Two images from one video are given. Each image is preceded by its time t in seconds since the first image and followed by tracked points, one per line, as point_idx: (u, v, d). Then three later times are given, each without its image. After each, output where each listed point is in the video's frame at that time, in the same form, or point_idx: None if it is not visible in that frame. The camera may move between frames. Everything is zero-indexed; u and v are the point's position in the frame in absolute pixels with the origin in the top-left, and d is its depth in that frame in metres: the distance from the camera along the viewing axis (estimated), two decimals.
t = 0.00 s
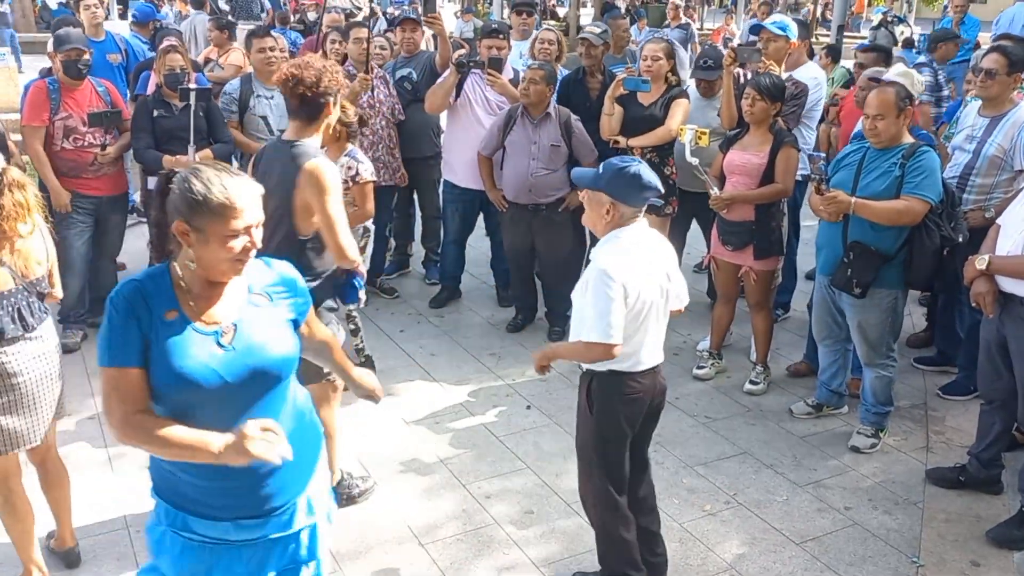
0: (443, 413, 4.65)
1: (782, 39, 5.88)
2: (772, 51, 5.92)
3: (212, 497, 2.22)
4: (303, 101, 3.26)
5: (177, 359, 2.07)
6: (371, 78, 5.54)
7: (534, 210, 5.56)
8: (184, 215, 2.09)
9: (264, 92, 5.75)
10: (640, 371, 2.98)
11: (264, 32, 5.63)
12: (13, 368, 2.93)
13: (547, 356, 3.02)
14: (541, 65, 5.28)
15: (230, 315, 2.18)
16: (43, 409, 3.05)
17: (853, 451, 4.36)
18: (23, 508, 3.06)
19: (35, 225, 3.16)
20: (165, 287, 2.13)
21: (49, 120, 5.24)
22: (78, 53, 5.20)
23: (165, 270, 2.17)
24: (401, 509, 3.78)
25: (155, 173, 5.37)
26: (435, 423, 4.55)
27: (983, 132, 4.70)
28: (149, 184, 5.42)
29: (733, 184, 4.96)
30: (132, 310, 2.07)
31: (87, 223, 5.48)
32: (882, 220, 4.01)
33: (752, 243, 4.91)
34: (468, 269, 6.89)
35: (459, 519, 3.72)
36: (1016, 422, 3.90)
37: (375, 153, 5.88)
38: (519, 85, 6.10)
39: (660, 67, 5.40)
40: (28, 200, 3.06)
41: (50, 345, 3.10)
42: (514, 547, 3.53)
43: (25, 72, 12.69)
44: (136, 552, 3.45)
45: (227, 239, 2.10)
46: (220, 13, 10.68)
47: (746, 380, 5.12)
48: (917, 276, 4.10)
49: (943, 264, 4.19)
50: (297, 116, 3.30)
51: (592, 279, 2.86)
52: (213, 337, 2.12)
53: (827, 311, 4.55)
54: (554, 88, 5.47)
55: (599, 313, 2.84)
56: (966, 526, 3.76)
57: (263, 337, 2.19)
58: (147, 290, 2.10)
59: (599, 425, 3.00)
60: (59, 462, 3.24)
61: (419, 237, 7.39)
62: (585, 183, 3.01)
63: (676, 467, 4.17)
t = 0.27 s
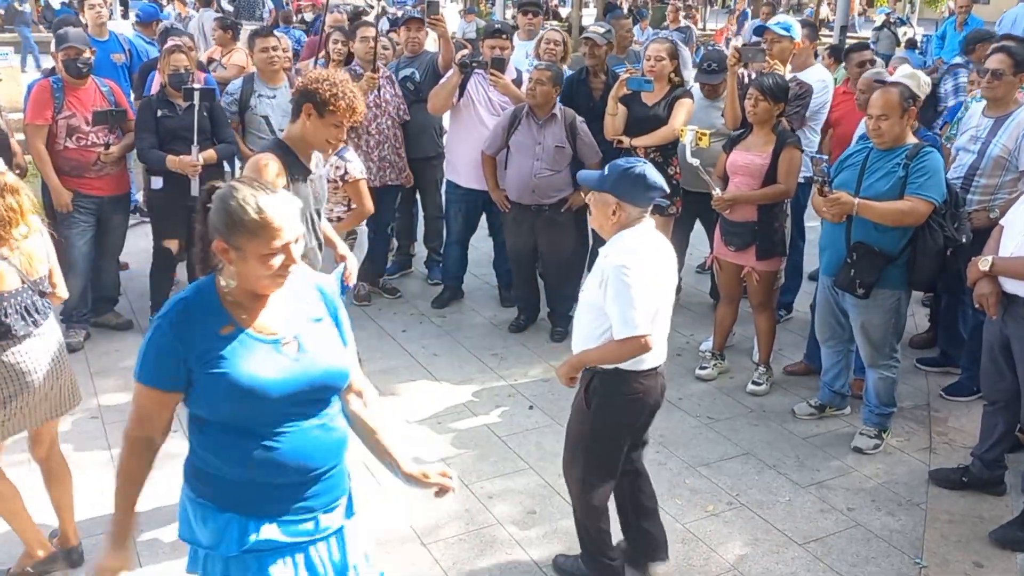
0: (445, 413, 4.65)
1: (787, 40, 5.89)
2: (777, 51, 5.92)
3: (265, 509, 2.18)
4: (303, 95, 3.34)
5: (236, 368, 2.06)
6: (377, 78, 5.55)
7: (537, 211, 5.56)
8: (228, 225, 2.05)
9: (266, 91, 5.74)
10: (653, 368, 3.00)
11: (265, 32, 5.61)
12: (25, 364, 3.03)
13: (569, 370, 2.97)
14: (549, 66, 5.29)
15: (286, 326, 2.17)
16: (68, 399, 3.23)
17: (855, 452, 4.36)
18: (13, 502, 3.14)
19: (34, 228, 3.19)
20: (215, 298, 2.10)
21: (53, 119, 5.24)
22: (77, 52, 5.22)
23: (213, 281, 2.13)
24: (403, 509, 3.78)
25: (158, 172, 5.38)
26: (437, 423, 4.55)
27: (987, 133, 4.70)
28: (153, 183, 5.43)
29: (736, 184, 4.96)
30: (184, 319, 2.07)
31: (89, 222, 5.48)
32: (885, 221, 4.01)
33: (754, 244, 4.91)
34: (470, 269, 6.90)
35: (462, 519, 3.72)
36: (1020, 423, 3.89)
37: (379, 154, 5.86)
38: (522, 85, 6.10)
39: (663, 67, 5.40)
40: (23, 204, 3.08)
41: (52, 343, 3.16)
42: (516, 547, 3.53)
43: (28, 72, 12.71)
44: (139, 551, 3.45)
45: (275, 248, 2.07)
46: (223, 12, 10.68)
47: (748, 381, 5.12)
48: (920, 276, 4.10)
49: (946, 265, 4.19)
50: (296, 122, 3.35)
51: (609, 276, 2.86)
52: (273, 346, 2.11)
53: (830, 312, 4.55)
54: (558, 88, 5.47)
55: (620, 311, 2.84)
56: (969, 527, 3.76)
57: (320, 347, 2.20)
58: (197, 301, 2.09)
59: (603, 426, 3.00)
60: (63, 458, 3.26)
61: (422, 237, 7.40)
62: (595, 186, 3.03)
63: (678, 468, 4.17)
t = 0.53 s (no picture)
0: (447, 415, 4.66)
1: (792, 44, 5.91)
2: (781, 55, 5.93)
3: (313, 487, 2.23)
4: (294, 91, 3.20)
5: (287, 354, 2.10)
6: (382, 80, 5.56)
7: (541, 212, 5.58)
8: (274, 219, 2.07)
9: (269, 92, 5.76)
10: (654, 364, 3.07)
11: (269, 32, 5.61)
12: None
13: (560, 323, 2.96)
14: (552, 68, 5.30)
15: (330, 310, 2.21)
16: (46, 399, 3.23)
17: (857, 455, 4.36)
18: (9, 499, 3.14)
19: (20, 221, 3.15)
20: (262, 287, 2.12)
21: (58, 119, 5.26)
22: (81, 51, 5.23)
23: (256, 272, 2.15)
24: (406, 509, 3.79)
25: (163, 172, 5.39)
26: (440, 424, 4.56)
27: (990, 138, 4.70)
28: (157, 183, 5.44)
29: (738, 187, 4.97)
30: (229, 307, 2.09)
31: (92, 222, 5.48)
32: (888, 225, 4.02)
33: (756, 247, 4.92)
34: (472, 271, 6.91)
35: (464, 520, 3.73)
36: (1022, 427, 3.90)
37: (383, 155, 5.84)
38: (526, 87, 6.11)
39: (667, 70, 5.41)
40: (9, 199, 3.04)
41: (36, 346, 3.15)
42: (519, 548, 3.54)
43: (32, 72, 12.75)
44: (143, 550, 3.46)
45: (320, 243, 2.08)
46: (227, 13, 10.72)
47: (750, 384, 5.13)
48: (922, 280, 4.11)
49: (948, 269, 4.20)
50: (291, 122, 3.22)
51: (629, 274, 2.92)
52: (322, 331, 2.16)
53: (832, 315, 4.56)
54: (562, 91, 5.49)
55: (626, 306, 2.91)
56: (970, 531, 3.77)
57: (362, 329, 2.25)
58: (243, 289, 2.11)
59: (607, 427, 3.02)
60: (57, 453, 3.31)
61: (424, 238, 7.41)
62: (611, 187, 3.08)
63: (681, 470, 4.18)
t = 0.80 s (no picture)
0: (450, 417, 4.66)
1: (797, 47, 5.90)
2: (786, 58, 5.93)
3: (341, 498, 2.22)
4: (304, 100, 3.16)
5: (323, 363, 2.10)
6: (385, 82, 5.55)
7: (544, 215, 5.58)
8: (301, 221, 2.15)
9: (272, 94, 5.75)
10: (679, 366, 3.16)
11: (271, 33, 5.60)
12: None
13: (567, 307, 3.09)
14: (557, 70, 5.30)
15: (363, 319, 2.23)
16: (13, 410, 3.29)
17: (860, 459, 4.36)
18: None
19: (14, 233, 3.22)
20: (299, 296, 2.15)
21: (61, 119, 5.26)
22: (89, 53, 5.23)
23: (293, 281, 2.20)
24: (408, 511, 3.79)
25: (166, 173, 5.39)
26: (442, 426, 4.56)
27: (996, 142, 4.69)
28: (160, 184, 5.45)
29: (742, 190, 4.96)
30: (267, 319, 2.11)
31: (95, 222, 5.49)
32: (892, 229, 4.02)
33: (760, 250, 4.92)
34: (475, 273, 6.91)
35: (466, 522, 3.72)
36: None
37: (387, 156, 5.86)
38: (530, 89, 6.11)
39: (673, 73, 5.42)
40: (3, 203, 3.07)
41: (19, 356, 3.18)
42: (521, 551, 3.54)
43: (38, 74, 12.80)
44: (144, 550, 3.45)
45: (344, 237, 2.13)
46: (232, 14, 10.74)
47: (753, 388, 5.12)
48: (926, 284, 4.10)
49: (952, 273, 4.20)
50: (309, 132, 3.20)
51: (651, 272, 3.02)
52: (355, 341, 2.17)
53: (835, 319, 4.55)
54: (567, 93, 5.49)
55: (649, 305, 3.01)
56: (973, 536, 3.76)
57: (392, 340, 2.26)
58: (281, 299, 2.14)
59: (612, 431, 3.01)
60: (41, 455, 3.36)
61: (427, 240, 7.41)
62: (635, 189, 3.13)
63: (683, 474, 4.18)
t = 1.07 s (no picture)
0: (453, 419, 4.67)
1: (800, 51, 5.91)
2: (790, 62, 5.94)
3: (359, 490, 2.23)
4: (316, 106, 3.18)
5: (344, 355, 2.10)
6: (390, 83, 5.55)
7: (548, 218, 5.59)
8: (322, 204, 2.20)
9: (276, 96, 5.76)
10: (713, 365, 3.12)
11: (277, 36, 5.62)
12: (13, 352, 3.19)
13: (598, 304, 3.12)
14: (562, 74, 5.32)
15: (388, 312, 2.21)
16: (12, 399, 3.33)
17: (863, 463, 4.36)
18: None
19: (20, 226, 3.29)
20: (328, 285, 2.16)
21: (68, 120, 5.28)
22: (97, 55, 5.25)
23: (324, 269, 2.22)
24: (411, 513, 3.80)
25: (172, 174, 5.41)
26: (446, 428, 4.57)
27: (1000, 146, 4.70)
28: (166, 185, 5.47)
29: (746, 193, 4.97)
30: (301, 306, 2.08)
31: (101, 223, 5.51)
32: (895, 233, 4.02)
33: (763, 254, 4.93)
34: (479, 275, 6.92)
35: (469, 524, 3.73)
36: None
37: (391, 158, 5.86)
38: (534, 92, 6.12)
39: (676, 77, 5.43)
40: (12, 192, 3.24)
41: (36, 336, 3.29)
42: (524, 553, 3.54)
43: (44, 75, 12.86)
44: (148, 551, 3.47)
45: (360, 221, 2.15)
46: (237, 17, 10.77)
47: (756, 391, 5.12)
48: (929, 288, 4.10)
49: (955, 277, 4.20)
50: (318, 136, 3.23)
51: (673, 273, 3.05)
52: (376, 335, 2.15)
53: (838, 322, 4.56)
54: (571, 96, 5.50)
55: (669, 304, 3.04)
56: (976, 540, 3.76)
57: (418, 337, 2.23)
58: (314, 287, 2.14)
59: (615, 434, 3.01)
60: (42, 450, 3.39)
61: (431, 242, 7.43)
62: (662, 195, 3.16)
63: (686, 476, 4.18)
